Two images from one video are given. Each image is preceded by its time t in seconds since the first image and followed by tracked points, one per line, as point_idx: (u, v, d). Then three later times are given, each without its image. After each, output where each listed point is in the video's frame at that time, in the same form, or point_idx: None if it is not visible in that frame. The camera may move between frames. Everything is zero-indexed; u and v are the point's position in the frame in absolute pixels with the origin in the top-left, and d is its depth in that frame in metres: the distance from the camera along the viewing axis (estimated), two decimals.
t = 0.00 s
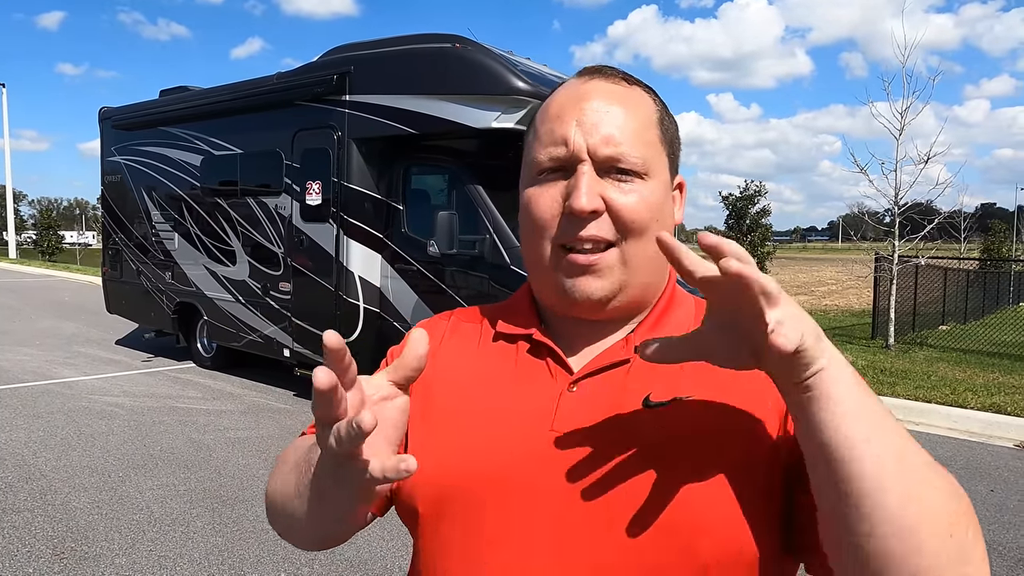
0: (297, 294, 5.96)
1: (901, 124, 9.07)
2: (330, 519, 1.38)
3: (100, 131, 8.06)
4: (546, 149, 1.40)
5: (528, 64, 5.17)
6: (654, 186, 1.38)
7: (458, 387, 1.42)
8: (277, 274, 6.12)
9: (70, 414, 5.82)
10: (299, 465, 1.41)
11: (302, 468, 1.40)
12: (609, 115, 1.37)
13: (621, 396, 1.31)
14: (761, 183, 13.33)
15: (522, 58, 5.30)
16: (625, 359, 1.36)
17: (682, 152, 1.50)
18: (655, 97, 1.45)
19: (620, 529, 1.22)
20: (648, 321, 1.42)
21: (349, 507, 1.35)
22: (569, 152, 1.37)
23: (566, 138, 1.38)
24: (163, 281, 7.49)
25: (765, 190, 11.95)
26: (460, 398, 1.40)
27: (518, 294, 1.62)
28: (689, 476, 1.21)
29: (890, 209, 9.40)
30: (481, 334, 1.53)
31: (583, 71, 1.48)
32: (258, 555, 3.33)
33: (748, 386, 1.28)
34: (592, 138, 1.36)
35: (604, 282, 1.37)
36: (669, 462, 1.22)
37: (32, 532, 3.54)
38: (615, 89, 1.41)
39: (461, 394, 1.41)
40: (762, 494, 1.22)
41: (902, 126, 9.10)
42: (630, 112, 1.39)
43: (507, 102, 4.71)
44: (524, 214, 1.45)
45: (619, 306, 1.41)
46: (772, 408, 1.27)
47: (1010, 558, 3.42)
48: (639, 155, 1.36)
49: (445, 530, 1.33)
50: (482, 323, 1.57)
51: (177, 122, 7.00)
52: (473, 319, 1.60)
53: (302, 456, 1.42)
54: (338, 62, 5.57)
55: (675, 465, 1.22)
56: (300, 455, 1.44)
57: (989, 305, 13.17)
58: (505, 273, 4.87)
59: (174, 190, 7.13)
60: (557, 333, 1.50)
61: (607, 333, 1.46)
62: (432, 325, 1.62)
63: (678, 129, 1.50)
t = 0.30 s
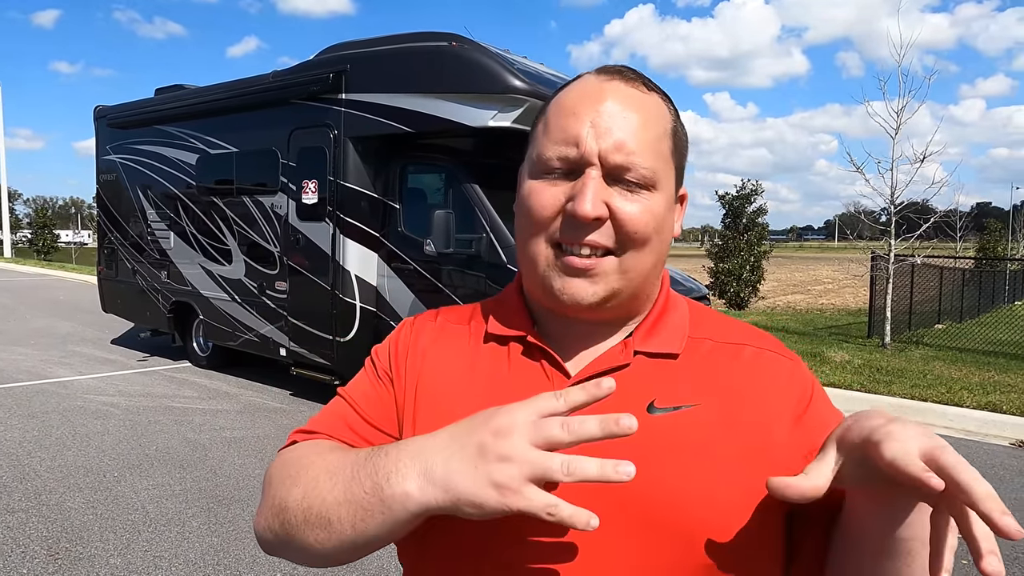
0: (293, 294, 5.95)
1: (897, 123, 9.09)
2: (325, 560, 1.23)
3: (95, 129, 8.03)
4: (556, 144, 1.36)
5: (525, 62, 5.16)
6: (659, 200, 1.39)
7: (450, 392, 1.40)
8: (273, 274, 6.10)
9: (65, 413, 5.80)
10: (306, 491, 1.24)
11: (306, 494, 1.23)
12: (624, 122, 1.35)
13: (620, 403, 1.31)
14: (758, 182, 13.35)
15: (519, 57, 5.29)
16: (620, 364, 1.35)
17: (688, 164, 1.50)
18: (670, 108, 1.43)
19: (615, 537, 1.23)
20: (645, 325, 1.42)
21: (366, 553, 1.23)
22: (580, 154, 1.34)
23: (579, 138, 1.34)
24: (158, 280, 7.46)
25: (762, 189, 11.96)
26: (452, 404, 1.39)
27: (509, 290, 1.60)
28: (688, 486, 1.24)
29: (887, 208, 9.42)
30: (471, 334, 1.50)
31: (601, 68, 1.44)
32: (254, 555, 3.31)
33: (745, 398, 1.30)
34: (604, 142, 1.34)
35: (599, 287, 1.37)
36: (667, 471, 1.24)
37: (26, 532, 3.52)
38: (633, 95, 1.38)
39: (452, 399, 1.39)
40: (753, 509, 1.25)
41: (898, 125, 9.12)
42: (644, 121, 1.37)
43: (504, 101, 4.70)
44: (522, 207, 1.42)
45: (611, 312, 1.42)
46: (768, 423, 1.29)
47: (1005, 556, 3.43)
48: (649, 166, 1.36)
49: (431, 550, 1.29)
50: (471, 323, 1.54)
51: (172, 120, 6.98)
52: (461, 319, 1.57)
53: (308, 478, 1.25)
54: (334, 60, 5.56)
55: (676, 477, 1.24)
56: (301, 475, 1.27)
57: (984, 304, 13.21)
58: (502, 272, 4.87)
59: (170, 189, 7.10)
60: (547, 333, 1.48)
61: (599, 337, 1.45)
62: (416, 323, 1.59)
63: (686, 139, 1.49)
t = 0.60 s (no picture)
0: (289, 293, 5.93)
1: (893, 123, 9.11)
2: (323, 566, 1.23)
3: (90, 129, 8.00)
4: (553, 137, 1.36)
5: (521, 61, 5.15)
6: (659, 184, 1.39)
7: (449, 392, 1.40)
8: (269, 273, 6.08)
9: (60, 414, 5.77)
10: (303, 497, 1.23)
11: (302, 499, 1.23)
12: (619, 109, 1.36)
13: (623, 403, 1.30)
14: (753, 182, 13.37)
15: (515, 56, 5.28)
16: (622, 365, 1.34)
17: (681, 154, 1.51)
18: (660, 97, 1.44)
19: (618, 539, 1.22)
20: (646, 324, 1.41)
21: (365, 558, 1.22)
22: (578, 143, 1.34)
23: (576, 129, 1.34)
24: (153, 280, 7.44)
25: (758, 189, 11.98)
26: (452, 403, 1.38)
27: (507, 291, 1.59)
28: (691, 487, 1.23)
29: (882, 208, 9.44)
30: (470, 335, 1.49)
31: (591, 64, 1.45)
32: (250, 556, 3.31)
33: (748, 399, 1.30)
34: (601, 130, 1.34)
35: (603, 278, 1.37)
36: (671, 472, 1.23)
37: (20, 533, 3.51)
38: (625, 84, 1.39)
39: (452, 400, 1.39)
40: (754, 509, 1.25)
41: (894, 125, 9.13)
42: (638, 109, 1.38)
43: (500, 100, 4.69)
44: (521, 203, 1.41)
45: (616, 309, 1.41)
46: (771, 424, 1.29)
47: (1001, 555, 3.43)
48: (646, 152, 1.36)
49: (430, 552, 1.28)
50: (468, 323, 1.53)
51: (168, 120, 6.95)
52: (458, 320, 1.56)
53: (305, 482, 1.25)
54: (330, 59, 5.54)
55: (680, 478, 1.23)
56: (297, 480, 1.26)
57: (979, 303, 13.26)
58: (498, 272, 4.86)
59: (165, 188, 7.08)
60: (550, 332, 1.48)
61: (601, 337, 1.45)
62: (413, 324, 1.58)
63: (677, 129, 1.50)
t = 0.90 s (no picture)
0: (286, 294, 5.92)
1: (890, 124, 9.11)
2: (324, 559, 1.23)
3: (87, 129, 7.99)
4: (530, 162, 1.36)
5: (519, 62, 5.15)
6: (643, 192, 1.38)
7: (453, 392, 1.40)
8: (267, 274, 6.08)
9: (57, 414, 5.76)
10: (304, 491, 1.24)
11: (304, 493, 1.23)
12: (591, 123, 1.34)
13: (624, 402, 1.31)
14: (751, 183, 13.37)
15: (513, 56, 5.28)
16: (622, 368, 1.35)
17: (666, 149, 1.49)
18: (633, 97, 1.42)
19: (616, 535, 1.23)
20: (648, 327, 1.41)
21: (364, 552, 1.23)
22: (554, 166, 1.33)
23: (551, 151, 1.33)
24: (151, 280, 7.43)
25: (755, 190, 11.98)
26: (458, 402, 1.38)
27: (511, 295, 1.59)
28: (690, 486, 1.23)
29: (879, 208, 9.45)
30: (475, 336, 1.50)
31: (556, 77, 1.43)
32: (248, 556, 3.30)
33: (751, 400, 1.30)
34: (577, 150, 1.33)
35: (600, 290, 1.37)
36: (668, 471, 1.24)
37: (17, 534, 3.50)
38: (594, 95, 1.37)
39: (456, 399, 1.39)
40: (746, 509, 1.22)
41: (890, 125, 9.15)
42: (613, 118, 1.36)
43: (498, 100, 4.70)
44: (512, 229, 1.41)
45: (618, 319, 1.42)
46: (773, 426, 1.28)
47: (998, 555, 3.44)
48: (624, 162, 1.35)
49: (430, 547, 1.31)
50: (474, 325, 1.54)
51: (165, 120, 6.94)
52: (465, 320, 1.56)
53: (307, 476, 1.25)
54: (328, 60, 5.54)
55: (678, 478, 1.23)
56: (300, 473, 1.27)
57: (976, 304, 13.29)
58: (496, 272, 4.86)
59: (162, 189, 7.07)
60: (553, 338, 1.48)
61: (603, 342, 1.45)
62: (423, 323, 1.58)
63: (657, 124, 1.48)
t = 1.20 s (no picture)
0: (285, 294, 5.93)
1: (889, 124, 9.13)
2: (325, 563, 1.27)
3: (86, 128, 7.98)
4: (521, 162, 1.36)
5: (518, 62, 5.16)
6: (635, 191, 1.38)
7: (451, 394, 1.40)
8: (265, 274, 6.08)
9: (56, 414, 5.76)
10: (302, 503, 1.26)
11: (301, 506, 1.26)
12: (582, 122, 1.33)
13: (618, 405, 1.32)
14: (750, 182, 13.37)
15: (512, 56, 5.28)
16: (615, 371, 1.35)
17: (660, 149, 1.49)
18: (625, 96, 1.41)
19: (609, 537, 1.24)
20: (641, 328, 1.42)
21: (358, 561, 1.25)
22: (545, 165, 1.34)
23: (541, 150, 1.34)
24: (150, 279, 7.42)
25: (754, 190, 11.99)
26: (455, 406, 1.39)
27: (508, 296, 1.60)
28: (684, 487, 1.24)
29: (878, 208, 9.46)
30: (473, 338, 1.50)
31: (547, 79, 1.43)
32: (247, 556, 3.31)
33: (745, 401, 1.30)
34: (567, 149, 1.32)
35: (592, 288, 1.37)
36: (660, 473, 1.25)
37: (16, 534, 3.51)
38: (585, 95, 1.37)
39: (454, 399, 1.40)
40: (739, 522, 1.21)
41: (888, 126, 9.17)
42: (605, 118, 1.35)
43: (497, 100, 4.70)
44: (506, 229, 1.43)
45: (612, 313, 1.41)
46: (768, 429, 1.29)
47: (994, 554, 3.45)
48: (615, 161, 1.34)
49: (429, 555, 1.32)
50: (472, 327, 1.54)
51: (163, 119, 6.94)
52: (463, 322, 1.57)
53: (303, 490, 1.28)
54: (327, 59, 5.54)
55: (671, 484, 1.24)
56: (298, 485, 1.30)
57: (974, 304, 13.32)
58: (495, 272, 4.87)
59: (161, 188, 7.07)
60: (547, 338, 1.49)
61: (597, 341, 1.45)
62: (423, 324, 1.59)
63: (650, 123, 1.47)
